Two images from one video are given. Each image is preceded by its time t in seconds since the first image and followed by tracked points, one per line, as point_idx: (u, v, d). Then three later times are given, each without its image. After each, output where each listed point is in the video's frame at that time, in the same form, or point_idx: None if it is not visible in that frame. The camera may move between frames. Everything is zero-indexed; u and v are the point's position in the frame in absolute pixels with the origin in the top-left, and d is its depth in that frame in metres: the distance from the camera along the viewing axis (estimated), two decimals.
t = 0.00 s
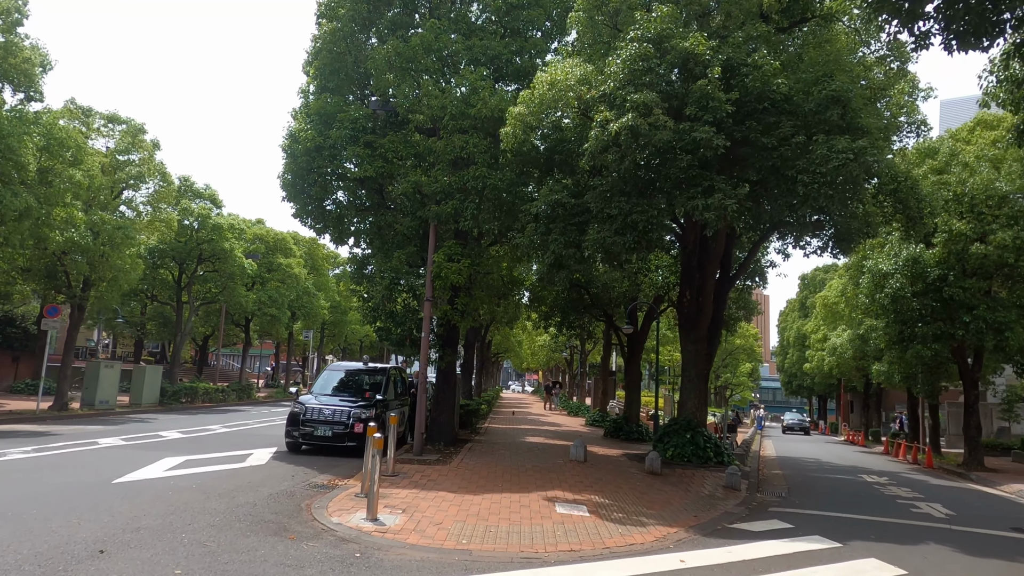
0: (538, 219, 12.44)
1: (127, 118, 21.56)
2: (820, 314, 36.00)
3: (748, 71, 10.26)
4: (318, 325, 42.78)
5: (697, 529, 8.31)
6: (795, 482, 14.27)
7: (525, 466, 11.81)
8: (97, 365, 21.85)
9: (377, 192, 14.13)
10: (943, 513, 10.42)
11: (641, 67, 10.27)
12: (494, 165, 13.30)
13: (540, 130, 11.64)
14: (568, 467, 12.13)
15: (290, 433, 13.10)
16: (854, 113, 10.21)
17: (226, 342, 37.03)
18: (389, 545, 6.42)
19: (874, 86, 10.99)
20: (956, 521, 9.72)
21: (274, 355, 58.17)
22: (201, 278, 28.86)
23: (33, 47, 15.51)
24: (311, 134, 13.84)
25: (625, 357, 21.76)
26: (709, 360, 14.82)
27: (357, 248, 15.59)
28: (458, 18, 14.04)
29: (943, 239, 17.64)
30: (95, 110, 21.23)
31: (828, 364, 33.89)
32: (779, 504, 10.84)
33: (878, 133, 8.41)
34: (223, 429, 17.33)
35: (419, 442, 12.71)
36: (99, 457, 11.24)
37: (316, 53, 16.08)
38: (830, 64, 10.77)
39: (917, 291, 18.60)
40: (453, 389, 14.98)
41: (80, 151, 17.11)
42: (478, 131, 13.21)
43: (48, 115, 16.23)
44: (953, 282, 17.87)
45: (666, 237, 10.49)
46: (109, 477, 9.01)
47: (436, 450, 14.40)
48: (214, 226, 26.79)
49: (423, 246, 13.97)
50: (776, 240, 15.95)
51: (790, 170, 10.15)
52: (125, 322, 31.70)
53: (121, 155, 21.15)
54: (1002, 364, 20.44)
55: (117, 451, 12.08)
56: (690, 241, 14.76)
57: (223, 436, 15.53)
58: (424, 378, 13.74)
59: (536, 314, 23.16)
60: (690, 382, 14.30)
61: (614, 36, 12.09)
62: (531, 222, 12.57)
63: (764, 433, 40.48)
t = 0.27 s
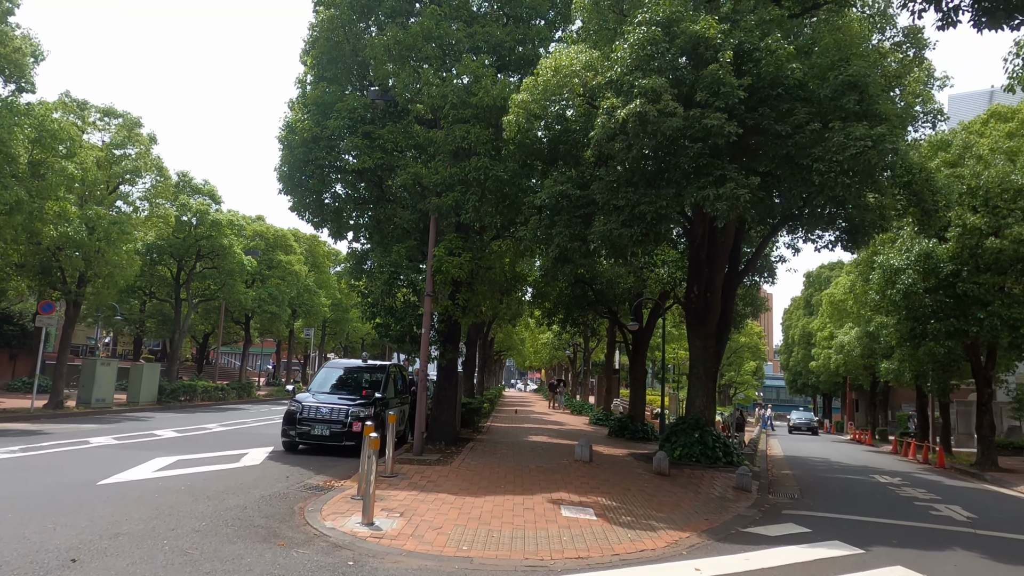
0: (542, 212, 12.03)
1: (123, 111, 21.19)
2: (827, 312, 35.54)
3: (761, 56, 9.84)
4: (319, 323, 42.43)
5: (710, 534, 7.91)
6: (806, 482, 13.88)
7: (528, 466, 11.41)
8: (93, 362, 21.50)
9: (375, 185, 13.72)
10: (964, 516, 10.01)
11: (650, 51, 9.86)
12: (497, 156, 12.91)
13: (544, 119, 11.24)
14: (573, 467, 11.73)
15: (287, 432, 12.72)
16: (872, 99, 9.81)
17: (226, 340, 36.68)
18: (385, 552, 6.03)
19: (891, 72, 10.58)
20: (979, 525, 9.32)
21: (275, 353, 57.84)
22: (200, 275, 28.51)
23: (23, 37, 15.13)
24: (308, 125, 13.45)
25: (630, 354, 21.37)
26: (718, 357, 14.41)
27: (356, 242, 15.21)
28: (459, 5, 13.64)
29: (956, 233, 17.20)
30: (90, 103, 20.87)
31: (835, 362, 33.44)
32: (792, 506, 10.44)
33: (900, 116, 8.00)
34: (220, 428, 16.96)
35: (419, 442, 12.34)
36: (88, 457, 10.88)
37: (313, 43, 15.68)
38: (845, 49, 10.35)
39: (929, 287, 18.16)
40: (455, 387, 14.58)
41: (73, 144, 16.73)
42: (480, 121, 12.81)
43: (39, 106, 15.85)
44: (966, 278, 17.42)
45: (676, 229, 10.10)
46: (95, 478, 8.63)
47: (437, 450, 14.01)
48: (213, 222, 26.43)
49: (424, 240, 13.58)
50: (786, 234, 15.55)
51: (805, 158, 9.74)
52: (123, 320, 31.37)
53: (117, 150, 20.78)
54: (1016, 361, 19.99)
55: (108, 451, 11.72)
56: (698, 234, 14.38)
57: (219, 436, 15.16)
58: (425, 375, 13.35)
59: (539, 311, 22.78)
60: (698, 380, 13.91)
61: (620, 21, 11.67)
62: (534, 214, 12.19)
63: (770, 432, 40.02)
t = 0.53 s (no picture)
0: (546, 205, 11.67)
1: (119, 107, 20.86)
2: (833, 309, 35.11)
3: (773, 41, 9.47)
4: (320, 322, 42.11)
5: (723, 540, 7.55)
6: (817, 483, 13.52)
7: (533, 468, 11.06)
8: (90, 362, 21.18)
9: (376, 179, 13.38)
10: (987, 519, 9.63)
11: (658, 37, 9.49)
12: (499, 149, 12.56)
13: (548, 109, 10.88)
14: (579, 468, 11.38)
15: (284, 433, 12.38)
16: (889, 86, 9.44)
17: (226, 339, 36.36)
18: (382, 562, 5.68)
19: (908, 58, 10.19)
20: (1003, 529, 8.94)
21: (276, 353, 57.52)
22: (199, 273, 28.19)
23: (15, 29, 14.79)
24: (305, 117, 13.11)
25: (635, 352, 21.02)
26: (727, 355, 14.05)
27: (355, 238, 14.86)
28: None
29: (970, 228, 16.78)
30: (86, 99, 20.54)
31: (842, 360, 33.02)
32: (806, 509, 10.07)
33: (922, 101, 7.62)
34: (217, 428, 16.63)
35: (420, 443, 12.00)
36: (79, 459, 10.55)
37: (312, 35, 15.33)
38: (860, 34, 9.97)
39: (942, 283, 17.76)
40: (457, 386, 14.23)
41: (66, 139, 16.42)
42: (482, 112, 12.45)
43: (32, 100, 15.50)
44: (979, 273, 17.02)
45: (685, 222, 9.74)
46: (82, 481, 8.30)
47: (439, 451, 13.65)
48: (212, 220, 26.11)
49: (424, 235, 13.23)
50: (796, 229, 15.18)
51: (820, 147, 9.36)
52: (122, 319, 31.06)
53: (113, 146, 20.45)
54: None
55: (100, 452, 11.39)
56: (706, 229, 14.03)
57: (216, 436, 14.83)
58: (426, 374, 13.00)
59: (542, 308, 22.43)
60: (706, 378, 13.56)
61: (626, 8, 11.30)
62: (538, 208, 11.84)
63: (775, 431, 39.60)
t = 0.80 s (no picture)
0: (548, 198, 11.28)
1: (112, 101, 20.48)
2: (838, 307, 34.70)
3: (784, 26, 9.08)
4: (319, 320, 41.76)
5: (734, 547, 7.17)
6: (826, 485, 13.14)
7: (534, 469, 10.68)
8: (83, 360, 20.84)
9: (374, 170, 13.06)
10: (1007, 524, 9.24)
11: (664, 22, 9.11)
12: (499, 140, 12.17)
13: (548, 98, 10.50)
14: (581, 470, 11.00)
15: (277, 433, 12.00)
16: (904, 72, 9.06)
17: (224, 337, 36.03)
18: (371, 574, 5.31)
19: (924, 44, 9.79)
20: None
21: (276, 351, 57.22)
22: (195, 270, 27.83)
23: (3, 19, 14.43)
24: (300, 108, 12.73)
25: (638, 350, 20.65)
26: (733, 353, 13.66)
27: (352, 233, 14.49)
28: None
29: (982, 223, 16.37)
30: (79, 93, 20.17)
31: (847, 359, 32.63)
32: (818, 513, 9.68)
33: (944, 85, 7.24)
34: (211, 428, 16.27)
35: (417, 443, 11.63)
36: (64, 460, 10.19)
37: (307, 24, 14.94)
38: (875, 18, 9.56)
39: (952, 279, 17.35)
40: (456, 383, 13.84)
41: (57, 132, 16.06)
42: (481, 102, 12.05)
43: (21, 92, 15.14)
44: (991, 269, 16.61)
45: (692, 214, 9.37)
46: (62, 485, 7.94)
47: (438, 451, 13.29)
48: (208, 217, 25.73)
49: (422, 230, 12.88)
50: (804, 224, 14.78)
51: (833, 135, 8.98)
52: (118, 317, 30.71)
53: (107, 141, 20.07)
54: None
55: (87, 453, 11.03)
56: (712, 223, 13.66)
57: (209, 437, 14.46)
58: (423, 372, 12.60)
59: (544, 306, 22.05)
60: (712, 377, 13.20)
61: None
62: (538, 201, 11.47)
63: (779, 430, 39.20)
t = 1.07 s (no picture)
0: (551, 189, 10.88)
1: (107, 95, 20.13)
2: (845, 305, 34.25)
3: (798, 6, 8.67)
4: (320, 319, 41.42)
5: (748, 555, 6.78)
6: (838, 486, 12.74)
7: (537, 471, 10.29)
8: (78, 358, 20.52)
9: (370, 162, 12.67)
10: None
11: (672, 3, 8.73)
12: (500, 130, 11.75)
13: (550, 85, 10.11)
14: (586, 471, 10.62)
15: (271, 434, 11.62)
16: (924, 55, 8.64)
17: (224, 336, 35.72)
18: None
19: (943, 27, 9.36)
20: None
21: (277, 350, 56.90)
22: (193, 268, 27.46)
23: None
24: (294, 98, 12.35)
25: (643, 347, 20.23)
26: (742, 350, 13.25)
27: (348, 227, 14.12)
28: None
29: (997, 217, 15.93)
30: (73, 87, 19.83)
31: (854, 357, 32.19)
32: (833, 517, 9.27)
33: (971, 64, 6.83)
34: (206, 428, 15.91)
35: (415, 444, 11.24)
36: (49, 461, 9.84)
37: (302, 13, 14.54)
38: None
39: (965, 275, 16.91)
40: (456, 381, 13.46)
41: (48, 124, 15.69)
42: (481, 91, 11.65)
43: (10, 84, 14.79)
44: (1006, 265, 16.17)
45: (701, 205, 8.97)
46: (41, 488, 7.58)
47: (437, 451, 12.91)
48: (206, 213, 25.35)
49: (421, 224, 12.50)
50: (814, 217, 14.35)
51: (849, 122, 8.58)
52: (116, 315, 30.40)
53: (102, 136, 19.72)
54: None
55: (74, 454, 10.67)
56: (719, 217, 13.25)
57: (204, 437, 14.10)
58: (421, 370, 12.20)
59: (547, 303, 21.62)
60: (720, 375, 12.80)
61: None
62: (541, 192, 11.08)
63: (785, 429, 38.76)
